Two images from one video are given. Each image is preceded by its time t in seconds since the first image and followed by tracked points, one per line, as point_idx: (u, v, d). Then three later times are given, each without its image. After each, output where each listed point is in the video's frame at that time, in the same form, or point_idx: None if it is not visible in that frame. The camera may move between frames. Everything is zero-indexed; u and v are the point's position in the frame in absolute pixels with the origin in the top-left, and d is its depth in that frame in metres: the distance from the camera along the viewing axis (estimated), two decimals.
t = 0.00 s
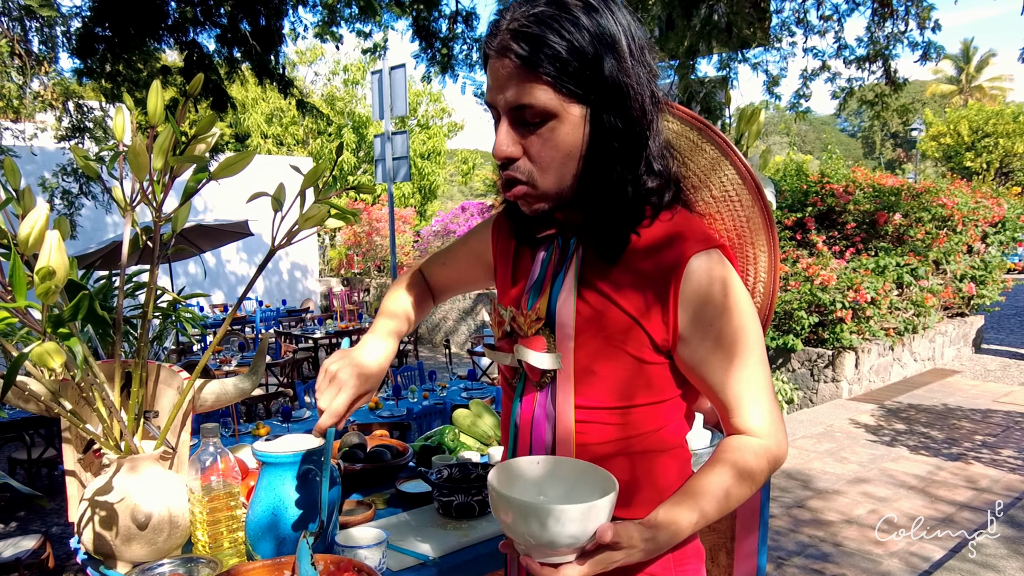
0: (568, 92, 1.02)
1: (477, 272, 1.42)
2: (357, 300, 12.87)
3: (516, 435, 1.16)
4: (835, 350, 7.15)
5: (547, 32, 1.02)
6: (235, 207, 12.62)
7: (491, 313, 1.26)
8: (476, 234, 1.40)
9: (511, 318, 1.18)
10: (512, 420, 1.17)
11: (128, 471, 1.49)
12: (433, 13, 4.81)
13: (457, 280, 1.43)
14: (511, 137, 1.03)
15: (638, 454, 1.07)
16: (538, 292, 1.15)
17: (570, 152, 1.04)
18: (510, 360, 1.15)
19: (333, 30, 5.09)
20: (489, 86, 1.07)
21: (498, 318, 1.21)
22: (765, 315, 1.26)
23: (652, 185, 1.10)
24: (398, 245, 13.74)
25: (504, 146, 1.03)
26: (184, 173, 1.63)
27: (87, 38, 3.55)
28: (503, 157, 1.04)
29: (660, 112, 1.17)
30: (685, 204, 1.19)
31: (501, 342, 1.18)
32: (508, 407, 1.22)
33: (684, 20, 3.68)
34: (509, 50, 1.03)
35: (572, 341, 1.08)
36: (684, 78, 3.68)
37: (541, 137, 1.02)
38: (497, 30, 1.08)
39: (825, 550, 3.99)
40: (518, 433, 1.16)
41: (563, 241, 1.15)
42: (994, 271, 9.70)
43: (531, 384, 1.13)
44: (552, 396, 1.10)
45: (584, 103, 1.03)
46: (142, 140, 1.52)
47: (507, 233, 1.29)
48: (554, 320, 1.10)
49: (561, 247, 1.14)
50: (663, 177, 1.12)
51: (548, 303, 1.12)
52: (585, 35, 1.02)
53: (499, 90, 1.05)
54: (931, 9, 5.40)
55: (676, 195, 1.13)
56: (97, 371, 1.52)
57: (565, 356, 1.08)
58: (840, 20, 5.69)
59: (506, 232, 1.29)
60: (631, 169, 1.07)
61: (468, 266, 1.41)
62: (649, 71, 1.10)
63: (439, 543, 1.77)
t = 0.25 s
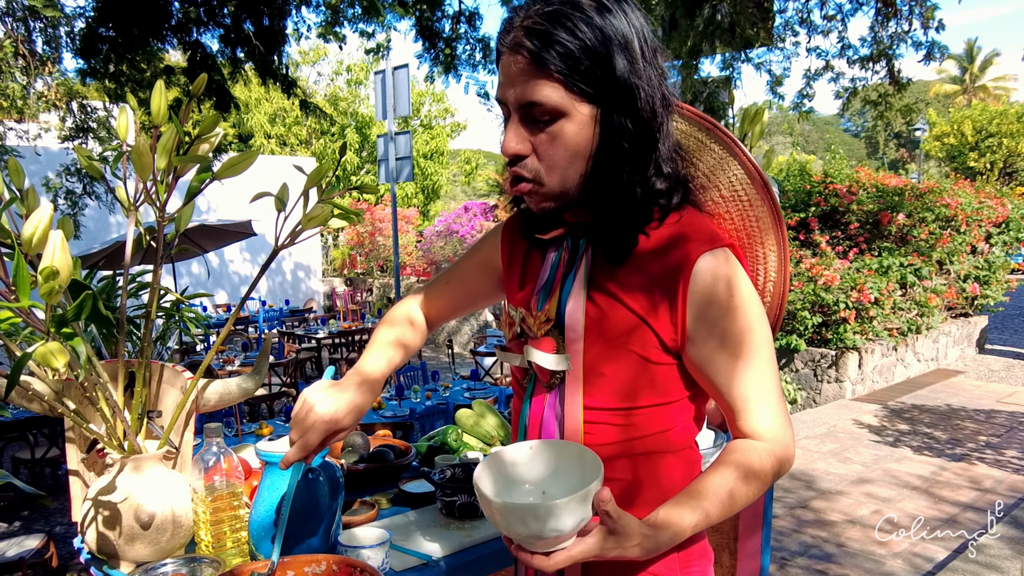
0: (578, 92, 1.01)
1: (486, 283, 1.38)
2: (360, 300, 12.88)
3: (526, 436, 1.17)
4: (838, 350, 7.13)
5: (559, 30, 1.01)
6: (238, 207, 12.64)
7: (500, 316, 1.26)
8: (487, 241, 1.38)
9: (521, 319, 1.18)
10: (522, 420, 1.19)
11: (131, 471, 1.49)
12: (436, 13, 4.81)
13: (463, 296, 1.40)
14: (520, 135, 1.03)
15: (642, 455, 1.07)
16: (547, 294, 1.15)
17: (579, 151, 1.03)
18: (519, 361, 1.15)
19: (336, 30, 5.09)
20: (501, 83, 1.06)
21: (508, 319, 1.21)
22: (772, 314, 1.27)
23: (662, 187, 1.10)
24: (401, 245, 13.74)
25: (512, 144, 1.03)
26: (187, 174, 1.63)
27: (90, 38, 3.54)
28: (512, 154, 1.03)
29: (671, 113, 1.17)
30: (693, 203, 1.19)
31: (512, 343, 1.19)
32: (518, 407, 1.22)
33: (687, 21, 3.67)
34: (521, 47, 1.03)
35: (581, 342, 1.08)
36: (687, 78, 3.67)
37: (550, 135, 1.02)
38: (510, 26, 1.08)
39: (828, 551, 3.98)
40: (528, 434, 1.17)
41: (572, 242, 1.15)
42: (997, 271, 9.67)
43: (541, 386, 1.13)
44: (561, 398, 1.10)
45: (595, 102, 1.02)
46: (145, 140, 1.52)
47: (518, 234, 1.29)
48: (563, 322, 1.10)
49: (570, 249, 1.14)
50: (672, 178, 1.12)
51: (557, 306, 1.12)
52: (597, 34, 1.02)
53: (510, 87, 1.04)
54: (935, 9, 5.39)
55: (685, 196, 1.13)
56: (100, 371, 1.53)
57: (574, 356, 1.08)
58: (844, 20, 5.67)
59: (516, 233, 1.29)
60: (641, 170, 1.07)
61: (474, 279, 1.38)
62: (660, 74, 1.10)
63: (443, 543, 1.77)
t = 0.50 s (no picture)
0: (591, 87, 1.01)
1: (488, 274, 1.39)
2: (363, 300, 12.89)
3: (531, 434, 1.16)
4: (842, 350, 7.12)
5: (573, 24, 1.01)
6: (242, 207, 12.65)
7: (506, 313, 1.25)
8: (490, 234, 1.39)
9: (528, 317, 1.17)
10: (527, 418, 1.18)
11: (134, 469, 1.49)
12: (439, 13, 4.81)
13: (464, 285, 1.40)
14: (531, 128, 1.03)
15: (647, 455, 1.07)
16: (555, 291, 1.15)
17: (589, 147, 1.03)
18: (525, 358, 1.14)
19: (340, 29, 5.09)
20: (513, 77, 1.06)
21: (514, 317, 1.21)
22: (781, 311, 1.27)
23: (674, 187, 1.09)
24: (404, 245, 13.74)
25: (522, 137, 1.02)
26: (191, 172, 1.63)
27: (94, 38, 3.54)
28: (522, 148, 1.03)
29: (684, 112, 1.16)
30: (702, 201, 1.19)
31: (517, 340, 1.18)
32: (523, 405, 1.21)
33: (691, 20, 3.66)
34: (534, 41, 1.03)
35: (589, 339, 1.08)
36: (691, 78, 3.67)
37: (560, 130, 1.01)
38: (524, 19, 1.08)
39: (832, 551, 3.96)
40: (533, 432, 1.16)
41: (582, 239, 1.14)
42: (1002, 271, 9.64)
43: (547, 383, 1.13)
44: (569, 395, 1.10)
45: (607, 99, 1.02)
46: (149, 138, 1.52)
47: (524, 230, 1.29)
48: (572, 318, 1.10)
49: (579, 245, 1.14)
50: (683, 178, 1.11)
51: (566, 303, 1.12)
52: (609, 28, 1.01)
53: (522, 79, 1.04)
54: (939, 8, 5.36)
55: (696, 195, 1.12)
56: (104, 369, 1.53)
57: (583, 353, 1.07)
58: (848, 19, 5.65)
59: (522, 228, 1.29)
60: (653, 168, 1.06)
61: (478, 270, 1.39)
62: (673, 72, 1.09)
63: (446, 542, 1.77)
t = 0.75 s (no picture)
0: (604, 86, 1.01)
1: (494, 279, 1.38)
2: (367, 300, 12.90)
3: (534, 435, 1.15)
4: (846, 351, 7.10)
5: (586, 23, 1.01)
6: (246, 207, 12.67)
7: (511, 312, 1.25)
8: (492, 237, 1.37)
9: (534, 315, 1.16)
10: (531, 418, 1.16)
11: (138, 469, 1.49)
12: (443, 12, 4.80)
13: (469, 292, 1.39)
14: (543, 125, 1.02)
15: (652, 455, 1.06)
16: (561, 290, 1.14)
17: (600, 146, 1.02)
18: (531, 358, 1.13)
19: (344, 29, 5.09)
20: (524, 74, 1.06)
21: (519, 316, 1.20)
22: (788, 311, 1.26)
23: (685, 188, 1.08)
24: (408, 245, 13.74)
25: (532, 134, 1.02)
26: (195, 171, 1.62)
27: (99, 39, 3.55)
28: (532, 146, 1.03)
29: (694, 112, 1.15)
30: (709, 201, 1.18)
31: (522, 339, 1.17)
32: (527, 404, 1.20)
33: (696, 19, 3.64)
34: (547, 39, 1.02)
35: (596, 338, 1.07)
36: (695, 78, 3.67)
37: (571, 129, 1.01)
38: (537, 15, 1.07)
39: (836, 552, 3.95)
40: (536, 432, 1.15)
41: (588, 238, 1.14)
42: (1008, 272, 9.59)
43: (552, 382, 1.12)
44: (574, 395, 1.09)
45: (619, 99, 1.02)
46: (153, 137, 1.52)
47: (530, 230, 1.28)
48: (579, 317, 1.09)
49: (586, 244, 1.13)
50: (694, 178, 1.10)
51: (573, 301, 1.11)
52: (623, 28, 1.01)
53: (534, 76, 1.04)
54: (945, 7, 5.34)
55: (707, 195, 1.11)
56: (108, 368, 1.52)
57: (589, 352, 1.07)
58: (853, 19, 5.63)
59: (528, 229, 1.29)
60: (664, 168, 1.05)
61: (483, 274, 1.37)
62: (685, 72, 1.08)
63: (450, 541, 1.77)
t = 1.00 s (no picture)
0: (606, 82, 1.00)
1: (494, 273, 1.37)
2: (369, 300, 12.91)
3: (536, 432, 1.14)
4: (850, 350, 7.08)
5: (590, 19, 1.00)
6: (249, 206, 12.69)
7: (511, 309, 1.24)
8: (493, 232, 1.37)
9: (535, 312, 1.15)
10: (531, 415, 1.15)
11: (140, 467, 1.49)
12: (446, 12, 4.80)
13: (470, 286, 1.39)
14: (545, 122, 1.02)
15: (654, 453, 1.06)
16: (562, 285, 1.14)
17: (601, 142, 1.02)
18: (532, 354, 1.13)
19: (346, 29, 5.08)
20: (526, 69, 1.05)
21: (520, 312, 1.19)
22: (791, 307, 1.25)
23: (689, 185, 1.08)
24: (411, 245, 13.74)
25: (534, 131, 1.02)
26: (197, 169, 1.62)
27: (102, 39, 3.55)
28: (534, 142, 1.02)
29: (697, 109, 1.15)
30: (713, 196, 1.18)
31: (523, 336, 1.17)
32: (528, 402, 1.19)
33: (699, 19, 3.63)
34: (550, 34, 1.02)
35: (597, 334, 1.07)
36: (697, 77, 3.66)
37: (573, 126, 1.01)
38: (540, 11, 1.07)
39: (839, 552, 3.94)
40: (537, 429, 1.14)
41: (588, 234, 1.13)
42: (1011, 271, 9.56)
43: (553, 378, 1.11)
44: (576, 391, 1.08)
45: (621, 95, 1.01)
46: (155, 135, 1.52)
47: (531, 225, 1.28)
48: (580, 313, 1.09)
49: (588, 240, 1.13)
50: (697, 174, 1.10)
51: (573, 297, 1.11)
52: (627, 24, 1.00)
53: (536, 71, 1.03)
54: (948, 6, 5.32)
55: (711, 191, 1.11)
56: (110, 365, 1.52)
57: (590, 348, 1.06)
58: (856, 18, 5.61)
59: (529, 224, 1.28)
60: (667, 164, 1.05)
61: (485, 268, 1.37)
62: (688, 71, 1.08)
63: (453, 540, 1.76)
